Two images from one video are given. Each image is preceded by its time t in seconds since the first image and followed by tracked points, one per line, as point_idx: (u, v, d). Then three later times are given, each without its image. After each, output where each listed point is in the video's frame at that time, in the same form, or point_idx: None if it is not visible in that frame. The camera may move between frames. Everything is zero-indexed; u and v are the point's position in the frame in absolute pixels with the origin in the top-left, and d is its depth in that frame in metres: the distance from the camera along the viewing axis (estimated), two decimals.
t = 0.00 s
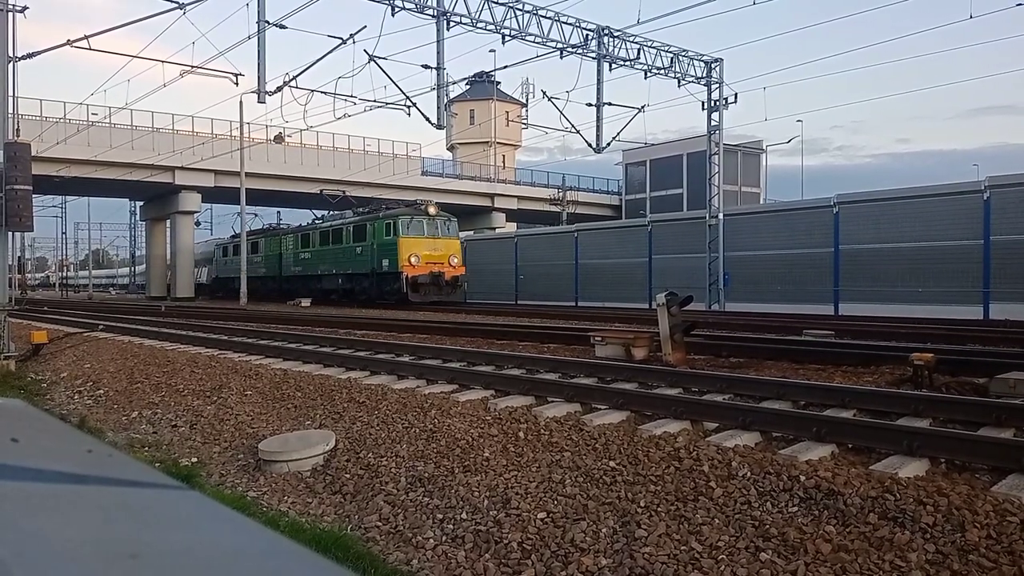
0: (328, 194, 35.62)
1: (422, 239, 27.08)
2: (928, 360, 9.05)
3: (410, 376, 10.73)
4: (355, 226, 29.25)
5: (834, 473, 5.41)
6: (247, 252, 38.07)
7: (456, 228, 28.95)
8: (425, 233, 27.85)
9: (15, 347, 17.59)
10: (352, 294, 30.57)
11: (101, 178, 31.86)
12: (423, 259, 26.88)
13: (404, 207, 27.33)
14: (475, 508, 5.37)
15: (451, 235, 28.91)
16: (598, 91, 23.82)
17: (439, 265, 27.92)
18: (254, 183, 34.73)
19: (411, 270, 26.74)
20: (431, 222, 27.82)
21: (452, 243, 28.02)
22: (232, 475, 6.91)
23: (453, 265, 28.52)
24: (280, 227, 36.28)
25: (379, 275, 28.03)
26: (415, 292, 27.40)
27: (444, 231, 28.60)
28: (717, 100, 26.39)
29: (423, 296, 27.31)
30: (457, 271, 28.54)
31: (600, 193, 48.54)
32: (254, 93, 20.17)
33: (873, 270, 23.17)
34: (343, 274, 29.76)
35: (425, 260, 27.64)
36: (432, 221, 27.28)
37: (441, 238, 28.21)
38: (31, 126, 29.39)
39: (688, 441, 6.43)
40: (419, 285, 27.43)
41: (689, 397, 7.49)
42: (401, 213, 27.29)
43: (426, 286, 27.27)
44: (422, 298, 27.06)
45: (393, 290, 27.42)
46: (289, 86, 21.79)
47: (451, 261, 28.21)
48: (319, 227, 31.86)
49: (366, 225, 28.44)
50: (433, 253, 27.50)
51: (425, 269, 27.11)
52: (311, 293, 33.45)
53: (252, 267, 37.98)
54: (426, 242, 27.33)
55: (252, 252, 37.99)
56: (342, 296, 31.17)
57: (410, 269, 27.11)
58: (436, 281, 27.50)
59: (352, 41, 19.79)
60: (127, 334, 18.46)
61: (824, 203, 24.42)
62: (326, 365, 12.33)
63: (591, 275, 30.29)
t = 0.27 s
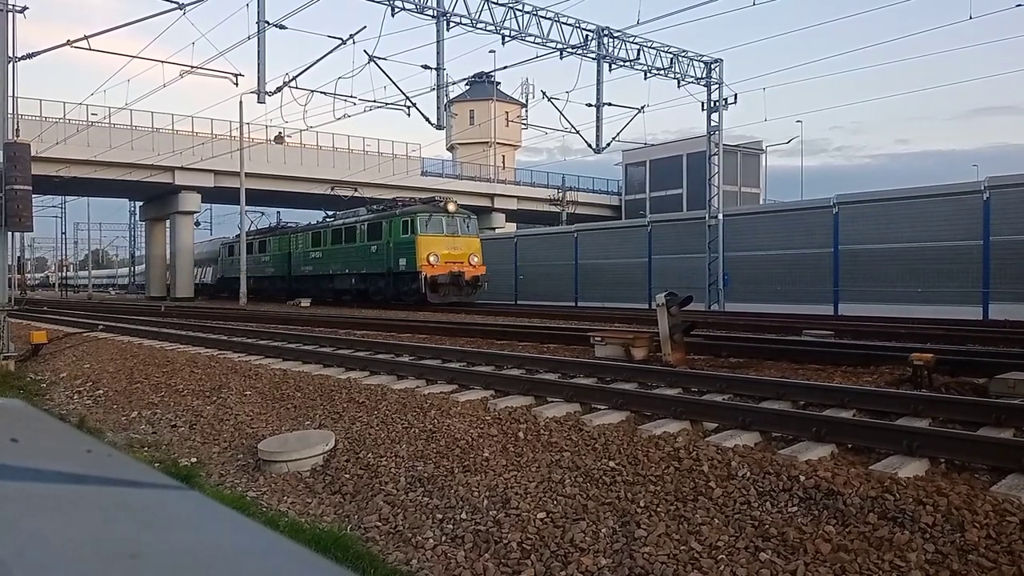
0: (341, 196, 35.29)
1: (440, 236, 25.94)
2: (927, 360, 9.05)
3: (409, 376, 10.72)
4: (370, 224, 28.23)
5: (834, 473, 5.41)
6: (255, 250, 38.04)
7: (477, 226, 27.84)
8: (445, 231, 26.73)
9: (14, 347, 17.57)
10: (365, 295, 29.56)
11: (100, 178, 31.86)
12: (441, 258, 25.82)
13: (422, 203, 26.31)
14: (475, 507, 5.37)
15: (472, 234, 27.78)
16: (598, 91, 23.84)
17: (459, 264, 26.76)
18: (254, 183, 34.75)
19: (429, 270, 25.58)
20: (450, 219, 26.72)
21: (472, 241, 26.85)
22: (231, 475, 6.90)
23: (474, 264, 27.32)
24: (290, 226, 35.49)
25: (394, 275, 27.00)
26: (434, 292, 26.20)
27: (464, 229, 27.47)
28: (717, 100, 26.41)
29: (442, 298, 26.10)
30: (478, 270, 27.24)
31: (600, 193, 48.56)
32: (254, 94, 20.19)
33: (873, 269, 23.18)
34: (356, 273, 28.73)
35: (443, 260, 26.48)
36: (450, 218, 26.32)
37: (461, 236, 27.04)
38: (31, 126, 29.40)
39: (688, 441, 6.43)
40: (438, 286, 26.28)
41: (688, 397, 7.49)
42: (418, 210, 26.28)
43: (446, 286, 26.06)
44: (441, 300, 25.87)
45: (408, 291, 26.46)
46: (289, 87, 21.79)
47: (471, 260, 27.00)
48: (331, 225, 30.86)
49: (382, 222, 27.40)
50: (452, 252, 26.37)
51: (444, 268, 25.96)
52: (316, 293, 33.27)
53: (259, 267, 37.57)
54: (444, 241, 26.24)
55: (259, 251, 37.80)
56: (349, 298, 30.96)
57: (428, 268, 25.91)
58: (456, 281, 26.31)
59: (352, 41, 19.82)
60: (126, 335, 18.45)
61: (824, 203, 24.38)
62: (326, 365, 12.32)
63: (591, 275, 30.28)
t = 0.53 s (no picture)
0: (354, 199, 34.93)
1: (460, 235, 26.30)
2: (926, 360, 9.05)
3: (409, 376, 10.72)
4: (386, 221, 28.43)
5: (833, 473, 5.42)
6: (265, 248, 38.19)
7: (496, 224, 28.23)
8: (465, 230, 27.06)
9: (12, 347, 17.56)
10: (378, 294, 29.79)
11: (100, 178, 31.86)
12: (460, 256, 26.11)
13: (444, 201, 26.61)
14: (475, 508, 5.37)
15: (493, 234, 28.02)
16: (597, 92, 23.88)
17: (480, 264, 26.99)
18: (253, 183, 34.79)
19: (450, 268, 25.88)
20: (470, 218, 26.94)
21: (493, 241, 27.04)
22: (231, 475, 6.91)
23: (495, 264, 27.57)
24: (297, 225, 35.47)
25: (413, 274, 27.26)
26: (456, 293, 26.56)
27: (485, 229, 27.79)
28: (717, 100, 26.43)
29: (462, 297, 26.31)
30: (500, 270, 27.55)
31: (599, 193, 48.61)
32: (253, 94, 20.19)
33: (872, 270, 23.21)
34: (371, 272, 28.92)
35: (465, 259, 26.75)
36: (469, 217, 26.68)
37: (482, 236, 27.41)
38: (30, 126, 29.42)
39: (687, 441, 6.45)
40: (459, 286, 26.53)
41: (687, 397, 7.49)
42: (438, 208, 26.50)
43: (467, 285, 26.29)
44: (463, 300, 26.24)
45: (428, 291, 26.80)
46: (288, 87, 21.69)
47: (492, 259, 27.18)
48: (343, 223, 30.99)
49: (400, 220, 27.65)
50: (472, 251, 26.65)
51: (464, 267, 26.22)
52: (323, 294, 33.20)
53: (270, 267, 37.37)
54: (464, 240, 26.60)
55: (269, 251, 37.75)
56: (361, 298, 30.97)
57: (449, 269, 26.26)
58: (477, 280, 26.50)
59: (351, 42, 19.76)
60: (125, 335, 18.43)
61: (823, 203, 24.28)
62: (326, 365, 12.32)
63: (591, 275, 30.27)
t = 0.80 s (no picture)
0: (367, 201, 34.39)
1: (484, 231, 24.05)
2: (926, 360, 9.05)
3: (408, 376, 10.72)
4: (402, 219, 27.01)
5: (832, 474, 5.41)
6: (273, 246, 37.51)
7: (521, 222, 25.87)
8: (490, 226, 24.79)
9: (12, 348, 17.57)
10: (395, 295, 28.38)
11: (99, 178, 31.81)
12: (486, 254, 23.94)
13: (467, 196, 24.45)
14: (474, 508, 5.36)
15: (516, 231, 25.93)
16: (596, 92, 23.90)
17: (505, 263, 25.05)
18: (252, 183, 34.81)
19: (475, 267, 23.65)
20: (494, 214, 24.89)
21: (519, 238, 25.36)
22: (230, 475, 6.92)
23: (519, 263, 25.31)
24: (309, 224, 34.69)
25: (432, 274, 25.36)
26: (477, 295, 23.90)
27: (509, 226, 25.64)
28: (716, 101, 26.50)
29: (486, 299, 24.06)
30: (524, 269, 25.16)
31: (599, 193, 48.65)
32: (252, 93, 20.15)
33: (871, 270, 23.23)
34: (387, 272, 27.58)
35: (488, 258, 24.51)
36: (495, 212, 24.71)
37: (505, 232, 25.37)
38: (28, 126, 29.43)
39: (686, 441, 6.45)
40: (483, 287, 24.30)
41: (687, 397, 7.48)
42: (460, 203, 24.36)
43: (492, 287, 24.19)
44: (486, 301, 23.60)
45: (446, 292, 24.75)
46: (287, 87, 21.58)
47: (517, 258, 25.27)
48: (360, 221, 29.60)
49: (418, 218, 26.01)
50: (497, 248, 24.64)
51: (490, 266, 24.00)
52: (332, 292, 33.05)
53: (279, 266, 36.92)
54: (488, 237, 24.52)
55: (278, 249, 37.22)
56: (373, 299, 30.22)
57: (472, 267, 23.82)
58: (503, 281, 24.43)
59: (351, 42, 19.66)
60: (125, 335, 18.40)
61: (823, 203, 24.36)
62: (325, 364, 12.31)
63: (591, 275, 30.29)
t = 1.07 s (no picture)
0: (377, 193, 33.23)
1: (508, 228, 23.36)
2: (926, 359, 8.51)
3: (407, 376, 10.16)
4: (424, 215, 25.73)
5: (831, 473, 5.01)
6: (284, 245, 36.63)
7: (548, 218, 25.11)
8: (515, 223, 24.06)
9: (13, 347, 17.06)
10: (413, 295, 27.25)
11: (99, 179, 31.21)
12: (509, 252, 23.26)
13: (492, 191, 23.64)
14: (473, 507, 4.90)
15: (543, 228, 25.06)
16: (597, 92, 23.46)
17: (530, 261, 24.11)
18: (251, 183, 34.34)
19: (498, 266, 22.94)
20: (520, 209, 24.10)
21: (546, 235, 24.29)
22: (230, 475, 6.36)
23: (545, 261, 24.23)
24: (321, 221, 33.49)
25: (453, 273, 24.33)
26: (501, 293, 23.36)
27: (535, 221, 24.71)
28: (716, 100, 26.14)
29: (511, 299, 23.34)
30: (551, 268, 24.19)
31: (599, 193, 48.14)
32: (253, 94, 19.57)
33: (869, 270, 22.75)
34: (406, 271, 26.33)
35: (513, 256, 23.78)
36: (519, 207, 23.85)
37: (532, 229, 24.43)
38: (27, 126, 28.88)
39: (687, 441, 5.92)
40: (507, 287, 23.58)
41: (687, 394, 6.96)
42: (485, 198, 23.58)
43: (517, 286, 23.40)
44: (510, 302, 23.13)
45: (470, 292, 23.75)
46: (287, 86, 20.82)
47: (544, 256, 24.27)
48: (377, 217, 28.38)
49: (439, 214, 24.90)
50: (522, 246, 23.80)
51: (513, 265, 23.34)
52: (344, 292, 32.21)
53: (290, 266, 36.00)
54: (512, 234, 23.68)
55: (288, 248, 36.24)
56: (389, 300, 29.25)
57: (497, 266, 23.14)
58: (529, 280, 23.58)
59: (350, 43, 18.77)
60: (126, 334, 17.78)
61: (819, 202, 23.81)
62: (324, 364, 11.76)
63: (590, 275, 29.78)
